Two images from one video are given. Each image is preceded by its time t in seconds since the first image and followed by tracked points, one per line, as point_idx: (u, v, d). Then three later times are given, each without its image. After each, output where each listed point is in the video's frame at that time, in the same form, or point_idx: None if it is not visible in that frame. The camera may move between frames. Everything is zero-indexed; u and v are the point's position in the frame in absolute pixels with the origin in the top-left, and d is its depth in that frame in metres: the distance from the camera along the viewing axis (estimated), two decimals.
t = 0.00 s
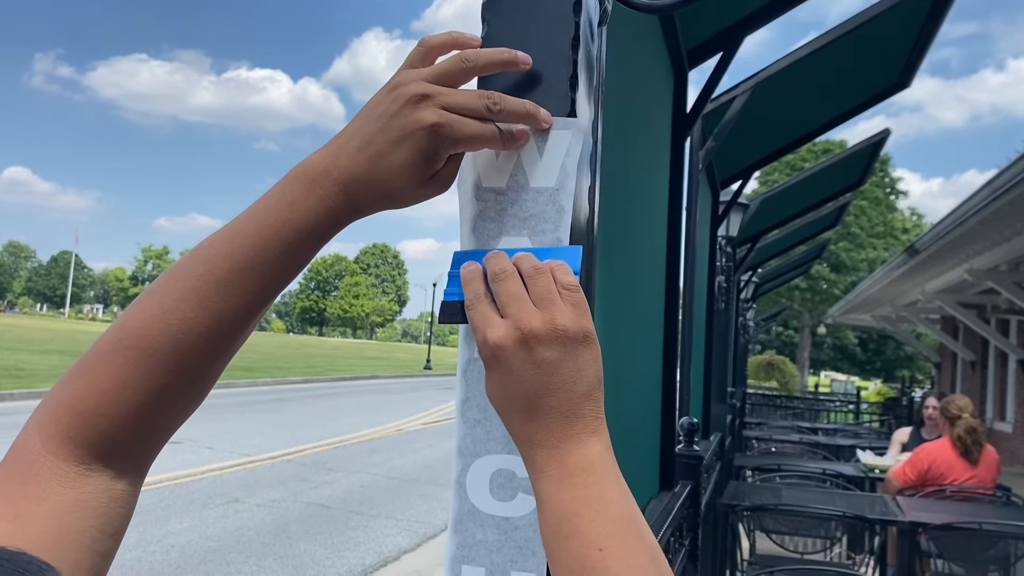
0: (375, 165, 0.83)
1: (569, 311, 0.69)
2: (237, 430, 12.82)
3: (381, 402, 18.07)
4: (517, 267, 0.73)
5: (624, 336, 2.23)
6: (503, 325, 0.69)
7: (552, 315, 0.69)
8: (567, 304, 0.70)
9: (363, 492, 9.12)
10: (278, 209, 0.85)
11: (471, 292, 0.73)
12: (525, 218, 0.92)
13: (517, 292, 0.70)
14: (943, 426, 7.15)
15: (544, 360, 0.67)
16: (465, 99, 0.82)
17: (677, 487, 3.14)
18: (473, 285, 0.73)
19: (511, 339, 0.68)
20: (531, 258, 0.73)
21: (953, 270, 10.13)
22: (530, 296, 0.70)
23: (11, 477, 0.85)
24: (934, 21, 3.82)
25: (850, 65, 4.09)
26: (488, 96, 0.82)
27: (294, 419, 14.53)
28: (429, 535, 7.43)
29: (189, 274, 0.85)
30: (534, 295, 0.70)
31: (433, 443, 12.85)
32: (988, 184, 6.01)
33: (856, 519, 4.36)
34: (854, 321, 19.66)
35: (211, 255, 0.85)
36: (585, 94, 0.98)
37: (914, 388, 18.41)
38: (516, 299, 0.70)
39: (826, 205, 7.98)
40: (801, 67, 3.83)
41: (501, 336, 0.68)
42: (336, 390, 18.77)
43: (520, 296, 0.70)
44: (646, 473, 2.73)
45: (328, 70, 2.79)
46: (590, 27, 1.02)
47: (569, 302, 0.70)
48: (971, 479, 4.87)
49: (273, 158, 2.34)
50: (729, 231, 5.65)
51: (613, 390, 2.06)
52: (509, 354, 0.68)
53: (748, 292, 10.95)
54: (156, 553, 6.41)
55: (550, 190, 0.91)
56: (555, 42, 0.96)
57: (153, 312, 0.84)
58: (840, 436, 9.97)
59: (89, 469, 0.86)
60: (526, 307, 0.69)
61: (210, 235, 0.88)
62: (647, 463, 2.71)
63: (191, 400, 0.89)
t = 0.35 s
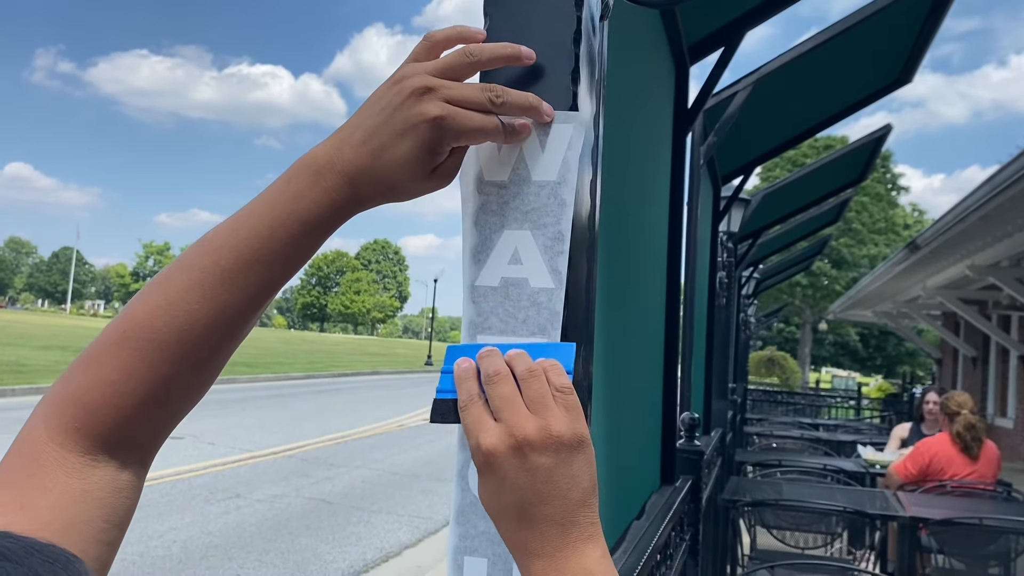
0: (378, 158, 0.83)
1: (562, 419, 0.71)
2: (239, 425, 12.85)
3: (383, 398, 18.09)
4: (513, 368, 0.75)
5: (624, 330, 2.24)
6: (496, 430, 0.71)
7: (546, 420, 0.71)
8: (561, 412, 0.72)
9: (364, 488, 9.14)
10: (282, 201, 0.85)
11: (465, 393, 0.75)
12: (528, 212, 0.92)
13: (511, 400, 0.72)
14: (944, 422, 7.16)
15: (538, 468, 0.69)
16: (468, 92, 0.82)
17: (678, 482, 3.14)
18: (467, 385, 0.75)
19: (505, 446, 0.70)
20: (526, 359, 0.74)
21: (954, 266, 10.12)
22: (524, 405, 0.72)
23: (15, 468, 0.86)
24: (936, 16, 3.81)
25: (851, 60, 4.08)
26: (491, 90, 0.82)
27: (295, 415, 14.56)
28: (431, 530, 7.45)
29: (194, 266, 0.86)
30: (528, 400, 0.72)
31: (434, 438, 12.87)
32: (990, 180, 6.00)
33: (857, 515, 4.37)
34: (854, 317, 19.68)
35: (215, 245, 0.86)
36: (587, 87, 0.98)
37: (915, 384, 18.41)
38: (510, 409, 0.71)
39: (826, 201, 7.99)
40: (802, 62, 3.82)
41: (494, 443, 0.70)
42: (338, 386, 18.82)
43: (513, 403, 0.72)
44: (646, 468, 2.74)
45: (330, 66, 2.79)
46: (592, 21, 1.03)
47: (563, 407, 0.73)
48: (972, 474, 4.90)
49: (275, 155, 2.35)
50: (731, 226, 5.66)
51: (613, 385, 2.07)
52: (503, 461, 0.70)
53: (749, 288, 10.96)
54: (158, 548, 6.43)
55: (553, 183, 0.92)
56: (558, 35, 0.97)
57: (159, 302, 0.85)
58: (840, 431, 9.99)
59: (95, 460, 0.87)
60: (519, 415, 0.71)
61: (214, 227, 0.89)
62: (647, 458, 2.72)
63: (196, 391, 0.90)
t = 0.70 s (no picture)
0: (377, 143, 0.84)
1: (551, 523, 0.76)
2: (242, 419, 12.87)
3: (386, 391, 18.11)
4: (506, 470, 0.79)
5: (627, 323, 2.25)
6: (488, 533, 0.75)
7: (537, 523, 0.76)
8: (550, 511, 0.77)
9: (368, 481, 9.17)
10: (282, 186, 0.86)
11: (457, 491, 0.79)
12: (528, 198, 0.92)
13: (503, 501, 0.76)
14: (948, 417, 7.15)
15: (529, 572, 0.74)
16: (468, 76, 0.83)
17: (681, 474, 3.16)
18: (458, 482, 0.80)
19: (497, 550, 0.74)
20: (519, 460, 0.79)
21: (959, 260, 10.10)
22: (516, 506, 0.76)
23: (12, 449, 0.87)
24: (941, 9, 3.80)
25: (855, 53, 4.07)
26: (492, 76, 0.84)
27: (298, 409, 14.58)
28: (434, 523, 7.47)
29: (193, 249, 0.86)
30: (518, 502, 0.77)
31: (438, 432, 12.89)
32: (995, 175, 5.99)
33: (860, 509, 4.38)
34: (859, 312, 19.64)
35: (214, 230, 0.86)
36: (588, 76, 0.99)
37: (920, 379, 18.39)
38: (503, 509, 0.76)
39: (831, 195, 7.96)
40: (806, 55, 3.81)
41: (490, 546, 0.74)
42: (341, 379, 18.82)
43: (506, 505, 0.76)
44: (649, 459, 2.74)
45: (333, 61, 2.79)
46: (595, 10, 1.03)
47: (554, 509, 0.78)
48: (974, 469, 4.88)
49: (279, 149, 2.35)
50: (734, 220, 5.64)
51: (615, 377, 2.07)
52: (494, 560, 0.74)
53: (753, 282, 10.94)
54: (162, 540, 6.46)
55: (554, 169, 0.92)
56: (559, 23, 0.98)
57: (158, 285, 0.85)
58: (844, 426, 9.98)
59: (91, 442, 0.88)
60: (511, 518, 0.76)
61: (216, 209, 0.89)
62: (649, 450, 2.73)
63: (193, 375, 0.90)
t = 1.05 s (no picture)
0: (388, 125, 0.85)
1: None
2: (251, 408, 12.93)
3: (394, 381, 18.16)
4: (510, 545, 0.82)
5: (635, 311, 2.26)
6: None
7: None
8: None
9: (376, 469, 9.21)
10: (296, 165, 0.86)
11: (462, 564, 0.82)
12: (538, 179, 0.93)
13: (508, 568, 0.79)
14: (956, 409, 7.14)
15: None
16: (480, 58, 0.85)
17: (688, 461, 3.17)
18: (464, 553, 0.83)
19: None
20: (523, 535, 0.82)
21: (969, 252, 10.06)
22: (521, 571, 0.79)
23: (30, 425, 0.88)
24: None
25: (866, 43, 4.05)
26: (503, 55, 0.85)
27: (306, 397, 14.63)
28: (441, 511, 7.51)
29: (209, 228, 0.87)
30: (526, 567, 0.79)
31: (445, 421, 12.93)
32: (1006, 166, 5.95)
33: (866, 499, 4.39)
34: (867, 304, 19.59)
35: (229, 208, 0.87)
36: (597, 58, 0.99)
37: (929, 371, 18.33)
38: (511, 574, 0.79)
39: (839, 186, 7.92)
40: (816, 44, 3.80)
41: None
42: (348, 368, 18.87)
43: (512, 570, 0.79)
44: (656, 446, 2.75)
45: (341, 49, 2.79)
46: None
47: None
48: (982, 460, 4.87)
49: (288, 139, 2.36)
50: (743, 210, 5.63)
51: (623, 364, 2.08)
52: None
53: (761, 273, 10.90)
54: (172, 527, 6.52)
55: (563, 151, 0.93)
56: (569, 6, 0.99)
57: (173, 264, 0.87)
58: (852, 417, 9.97)
59: (108, 419, 0.89)
60: None
61: (231, 188, 0.90)
62: (656, 437, 2.74)
63: (207, 354, 0.91)
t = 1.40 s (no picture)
0: (397, 95, 0.85)
1: None
2: (264, 391, 13.00)
3: (406, 366, 18.21)
4: None
5: (647, 292, 2.26)
6: None
7: None
8: None
9: (388, 453, 9.26)
10: (307, 135, 0.87)
11: None
12: (546, 151, 0.93)
13: None
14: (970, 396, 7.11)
15: None
16: (489, 26, 0.85)
17: (698, 444, 3.17)
18: None
19: None
20: None
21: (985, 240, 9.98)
22: None
23: (50, 391, 0.90)
24: None
25: (882, 25, 4.01)
26: (512, 24, 0.85)
27: (317, 381, 14.69)
28: (452, 495, 7.55)
29: (222, 198, 0.88)
30: None
31: (457, 406, 12.97)
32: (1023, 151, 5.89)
33: (877, 485, 4.40)
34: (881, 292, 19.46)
35: (240, 177, 0.87)
36: (607, 32, 0.99)
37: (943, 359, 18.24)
38: None
39: (854, 172, 7.85)
40: (831, 25, 3.76)
41: None
42: (360, 351, 18.91)
43: None
44: (665, 428, 2.76)
45: (353, 32, 2.78)
46: None
47: None
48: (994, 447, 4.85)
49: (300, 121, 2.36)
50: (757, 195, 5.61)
51: (633, 345, 2.09)
52: None
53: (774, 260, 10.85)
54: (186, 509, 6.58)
55: (571, 123, 0.93)
56: None
57: (187, 234, 0.88)
58: (864, 404, 9.95)
59: (124, 386, 0.90)
60: None
61: (244, 159, 0.90)
62: (666, 419, 2.74)
63: (222, 324, 0.92)
